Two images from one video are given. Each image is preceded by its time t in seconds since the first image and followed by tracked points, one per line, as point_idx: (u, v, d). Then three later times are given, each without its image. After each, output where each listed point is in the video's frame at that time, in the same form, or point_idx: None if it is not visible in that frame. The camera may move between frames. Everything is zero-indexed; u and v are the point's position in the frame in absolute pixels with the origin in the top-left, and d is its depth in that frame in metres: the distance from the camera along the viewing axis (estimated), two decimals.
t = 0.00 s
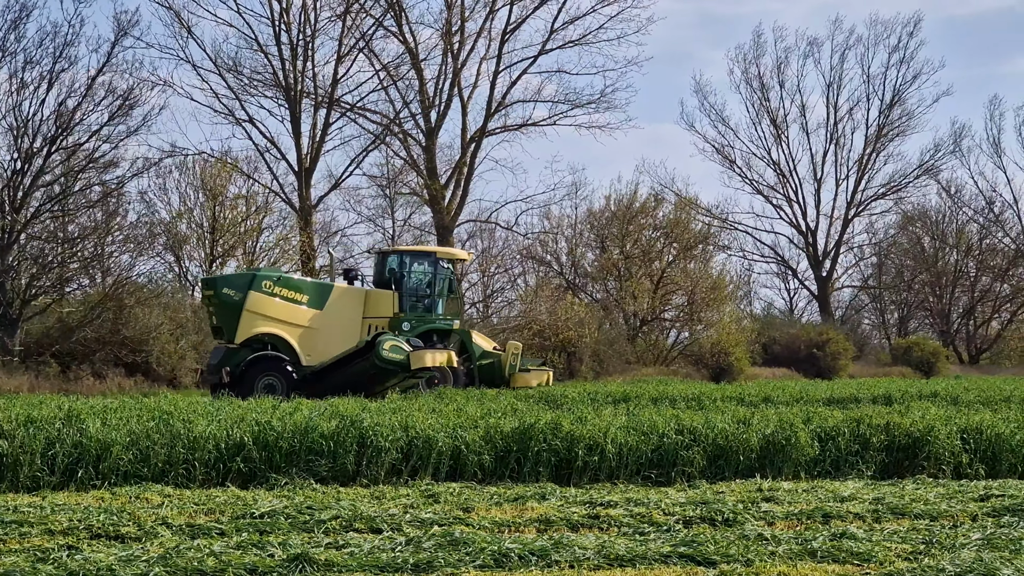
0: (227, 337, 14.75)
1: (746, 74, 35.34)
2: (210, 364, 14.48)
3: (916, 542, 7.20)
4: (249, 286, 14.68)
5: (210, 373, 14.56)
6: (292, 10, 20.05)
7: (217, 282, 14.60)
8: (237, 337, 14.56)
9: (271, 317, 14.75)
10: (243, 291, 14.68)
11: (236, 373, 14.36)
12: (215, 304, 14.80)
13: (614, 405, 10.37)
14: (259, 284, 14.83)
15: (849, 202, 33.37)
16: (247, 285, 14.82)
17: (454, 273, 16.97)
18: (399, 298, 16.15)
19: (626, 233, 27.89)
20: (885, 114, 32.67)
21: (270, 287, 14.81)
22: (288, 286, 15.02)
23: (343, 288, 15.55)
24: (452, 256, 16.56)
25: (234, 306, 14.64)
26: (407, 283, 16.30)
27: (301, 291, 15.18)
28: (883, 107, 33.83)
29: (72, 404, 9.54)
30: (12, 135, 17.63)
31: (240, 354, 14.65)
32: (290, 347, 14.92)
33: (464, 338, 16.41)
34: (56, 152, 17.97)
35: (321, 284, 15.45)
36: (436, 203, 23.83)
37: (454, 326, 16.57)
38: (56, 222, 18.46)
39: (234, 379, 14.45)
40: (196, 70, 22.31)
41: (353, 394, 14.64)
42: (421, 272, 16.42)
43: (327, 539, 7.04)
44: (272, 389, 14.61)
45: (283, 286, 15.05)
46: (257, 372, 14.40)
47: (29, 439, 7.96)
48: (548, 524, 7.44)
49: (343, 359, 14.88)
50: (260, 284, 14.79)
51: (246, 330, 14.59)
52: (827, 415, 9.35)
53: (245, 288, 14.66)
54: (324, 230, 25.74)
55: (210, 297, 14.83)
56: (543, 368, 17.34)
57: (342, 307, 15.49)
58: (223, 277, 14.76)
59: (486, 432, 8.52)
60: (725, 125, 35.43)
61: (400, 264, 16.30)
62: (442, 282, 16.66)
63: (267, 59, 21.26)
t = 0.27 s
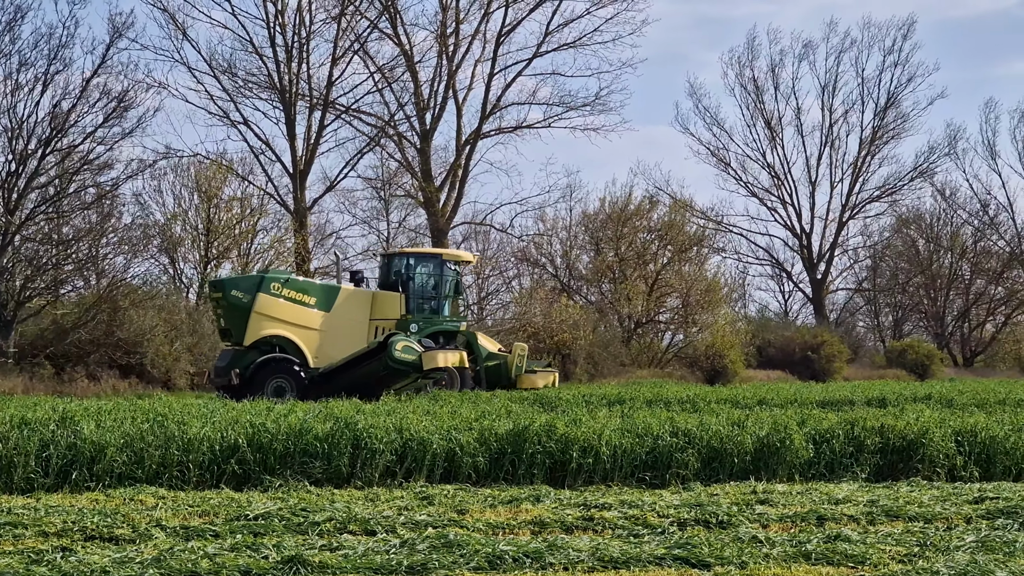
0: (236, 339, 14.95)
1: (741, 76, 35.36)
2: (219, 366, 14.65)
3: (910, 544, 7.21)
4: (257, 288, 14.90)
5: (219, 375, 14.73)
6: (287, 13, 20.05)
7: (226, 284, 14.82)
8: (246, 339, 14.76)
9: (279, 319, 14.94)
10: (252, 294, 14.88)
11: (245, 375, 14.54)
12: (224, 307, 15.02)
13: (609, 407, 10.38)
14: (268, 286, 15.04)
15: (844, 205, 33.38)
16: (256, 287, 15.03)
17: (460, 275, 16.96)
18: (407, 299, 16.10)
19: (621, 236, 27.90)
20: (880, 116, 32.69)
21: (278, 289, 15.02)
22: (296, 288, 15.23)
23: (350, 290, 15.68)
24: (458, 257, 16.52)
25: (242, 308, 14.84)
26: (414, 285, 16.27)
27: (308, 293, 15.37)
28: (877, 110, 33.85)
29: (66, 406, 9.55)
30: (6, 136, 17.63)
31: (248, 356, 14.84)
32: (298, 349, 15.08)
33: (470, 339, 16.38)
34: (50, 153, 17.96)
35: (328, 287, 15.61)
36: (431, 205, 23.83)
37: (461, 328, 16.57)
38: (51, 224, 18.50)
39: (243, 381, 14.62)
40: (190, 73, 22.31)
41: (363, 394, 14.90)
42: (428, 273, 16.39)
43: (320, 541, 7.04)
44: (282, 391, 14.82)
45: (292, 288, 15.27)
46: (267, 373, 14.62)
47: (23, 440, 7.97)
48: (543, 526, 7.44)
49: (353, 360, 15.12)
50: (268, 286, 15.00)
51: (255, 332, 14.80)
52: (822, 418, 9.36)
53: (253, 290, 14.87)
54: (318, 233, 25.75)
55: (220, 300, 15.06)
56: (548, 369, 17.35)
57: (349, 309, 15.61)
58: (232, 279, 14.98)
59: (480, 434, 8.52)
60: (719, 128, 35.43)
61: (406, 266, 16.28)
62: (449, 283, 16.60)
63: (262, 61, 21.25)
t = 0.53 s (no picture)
0: (244, 341, 14.79)
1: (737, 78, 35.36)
2: (228, 369, 14.47)
3: (905, 546, 7.21)
4: (267, 290, 14.75)
5: (228, 378, 14.55)
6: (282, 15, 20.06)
7: (235, 286, 14.58)
8: (255, 341, 14.63)
9: (289, 322, 14.87)
10: (261, 296, 14.71)
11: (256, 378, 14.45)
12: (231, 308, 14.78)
13: (602, 410, 10.38)
14: (276, 288, 14.89)
15: (839, 207, 33.38)
16: (264, 289, 14.86)
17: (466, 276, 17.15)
18: (413, 302, 16.36)
19: (616, 238, 27.69)
20: (875, 118, 32.70)
21: (287, 291, 14.90)
22: (304, 290, 15.14)
23: (357, 292, 15.79)
24: (465, 260, 16.78)
25: (251, 310, 14.66)
26: (420, 287, 16.52)
27: (316, 295, 15.33)
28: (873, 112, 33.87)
29: (60, 408, 9.56)
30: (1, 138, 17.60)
31: (258, 358, 14.73)
32: (307, 351, 15.10)
33: (477, 340, 16.36)
34: (45, 155, 17.95)
35: (335, 289, 15.62)
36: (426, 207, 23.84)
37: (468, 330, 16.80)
38: (46, 225, 18.17)
39: (253, 384, 14.53)
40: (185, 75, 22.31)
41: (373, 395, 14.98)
42: (435, 276, 16.62)
43: (315, 543, 7.04)
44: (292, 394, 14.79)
45: (300, 290, 15.17)
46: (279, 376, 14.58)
47: (18, 442, 7.96)
48: (537, 528, 7.44)
49: (362, 361, 15.20)
50: (278, 288, 14.87)
51: (264, 334, 14.67)
52: (817, 420, 9.37)
53: (262, 292, 14.71)
54: (313, 234, 25.76)
55: (226, 301, 14.81)
56: (556, 370, 17.39)
57: (357, 310, 15.71)
58: (240, 281, 14.76)
59: (475, 436, 8.52)
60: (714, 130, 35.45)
61: (413, 269, 16.51)
62: (455, 285, 16.84)
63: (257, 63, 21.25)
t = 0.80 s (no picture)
0: (256, 342, 14.88)
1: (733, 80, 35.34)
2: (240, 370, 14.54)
3: (901, 547, 7.21)
4: (278, 292, 14.82)
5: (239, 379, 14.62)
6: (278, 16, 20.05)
7: (247, 288, 14.64)
8: (267, 342, 14.72)
9: (301, 323, 14.94)
10: (272, 297, 14.80)
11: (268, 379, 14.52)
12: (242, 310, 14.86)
13: (598, 411, 10.37)
14: (287, 290, 14.96)
15: (835, 208, 33.37)
16: (275, 290, 14.92)
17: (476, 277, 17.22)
18: (424, 303, 16.46)
19: (613, 239, 27.96)
20: (871, 120, 32.72)
21: (298, 292, 14.96)
22: (315, 292, 15.21)
23: (367, 293, 15.82)
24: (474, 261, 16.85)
25: (262, 311, 14.75)
26: (430, 289, 16.62)
27: (327, 296, 15.39)
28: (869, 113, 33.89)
29: (56, 409, 9.56)
30: None
31: (269, 360, 14.81)
32: (317, 353, 15.19)
33: (485, 341, 16.46)
34: (41, 156, 17.95)
35: (345, 289, 15.66)
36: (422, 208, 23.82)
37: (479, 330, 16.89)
38: (42, 226, 18.01)
39: (266, 385, 14.60)
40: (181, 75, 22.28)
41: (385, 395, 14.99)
42: (444, 277, 16.72)
43: (311, 544, 7.04)
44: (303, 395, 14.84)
45: (311, 291, 15.23)
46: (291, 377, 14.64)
47: (14, 442, 7.96)
48: (533, 529, 7.44)
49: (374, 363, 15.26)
50: (289, 289, 14.93)
51: (276, 336, 14.75)
52: (813, 421, 9.37)
53: (273, 294, 14.79)
54: (309, 236, 25.75)
55: (238, 302, 14.87)
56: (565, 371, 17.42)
57: (366, 311, 15.77)
58: (251, 282, 14.82)
59: (471, 437, 8.51)
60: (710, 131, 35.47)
61: (423, 271, 16.59)
62: (465, 286, 16.92)
63: (253, 63, 21.24)
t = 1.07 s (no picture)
0: (265, 344, 14.90)
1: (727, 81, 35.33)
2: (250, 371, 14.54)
3: (895, 549, 7.22)
4: (288, 293, 14.86)
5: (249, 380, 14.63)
6: (272, 17, 20.04)
7: (257, 290, 14.65)
8: (277, 344, 14.75)
9: (310, 325, 14.99)
10: (281, 299, 14.83)
11: (279, 380, 14.55)
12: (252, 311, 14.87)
13: (592, 413, 10.35)
14: (297, 292, 14.99)
15: (829, 210, 33.37)
16: (285, 292, 14.95)
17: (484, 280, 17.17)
18: (432, 305, 16.42)
19: (606, 241, 27.82)
20: (864, 121, 32.72)
21: (308, 294, 15.01)
22: (324, 294, 15.24)
23: (376, 296, 15.87)
24: (483, 264, 16.86)
25: (272, 313, 14.78)
26: (439, 291, 16.55)
27: (336, 298, 15.43)
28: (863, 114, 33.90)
29: (49, 411, 9.55)
30: None
31: (279, 361, 14.84)
32: (326, 354, 15.24)
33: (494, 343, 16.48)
34: (35, 158, 17.96)
35: (354, 292, 15.70)
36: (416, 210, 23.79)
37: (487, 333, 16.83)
38: (36, 227, 18.13)
39: (276, 386, 14.63)
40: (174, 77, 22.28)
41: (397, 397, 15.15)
42: (453, 279, 16.67)
43: (305, 546, 7.05)
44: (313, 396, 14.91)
45: (320, 293, 15.28)
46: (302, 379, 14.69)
47: (8, 444, 7.96)
48: (527, 531, 7.45)
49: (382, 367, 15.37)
50: (298, 291, 14.97)
51: (285, 337, 14.78)
52: (807, 423, 9.36)
53: (283, 295, 14.82)
54: (303, 237, 25.74)
55: (247, 303, 14.88)
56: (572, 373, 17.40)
57: (375, 313, 15.82)
58: (261, 284, 14.84)
59: (466, 439, 8.51)
60: (704, 133, 35.45)
61: (432, 272, 16.53)
62: (473, 289, 16.92)
63: (247, 65, 21.23)
